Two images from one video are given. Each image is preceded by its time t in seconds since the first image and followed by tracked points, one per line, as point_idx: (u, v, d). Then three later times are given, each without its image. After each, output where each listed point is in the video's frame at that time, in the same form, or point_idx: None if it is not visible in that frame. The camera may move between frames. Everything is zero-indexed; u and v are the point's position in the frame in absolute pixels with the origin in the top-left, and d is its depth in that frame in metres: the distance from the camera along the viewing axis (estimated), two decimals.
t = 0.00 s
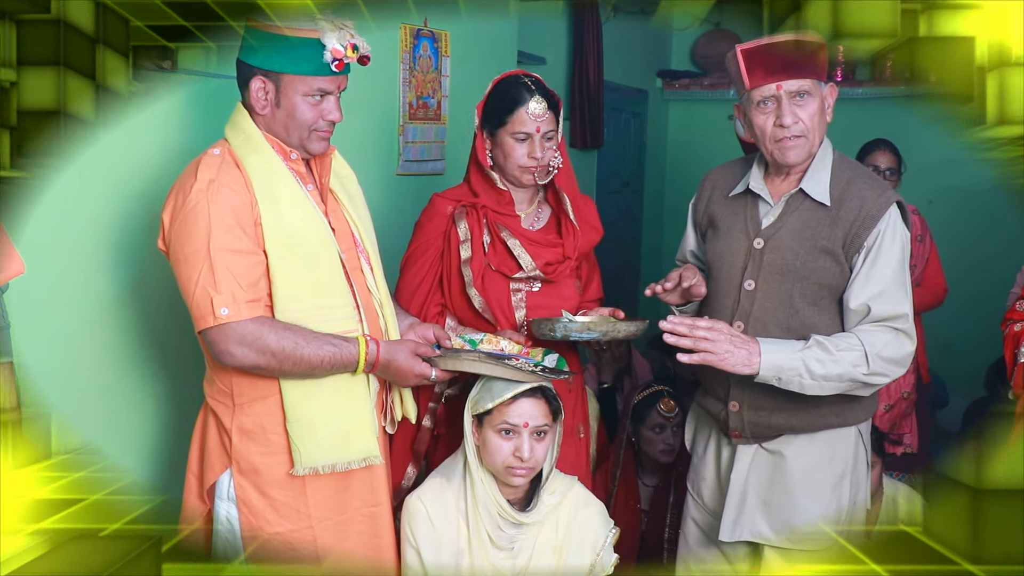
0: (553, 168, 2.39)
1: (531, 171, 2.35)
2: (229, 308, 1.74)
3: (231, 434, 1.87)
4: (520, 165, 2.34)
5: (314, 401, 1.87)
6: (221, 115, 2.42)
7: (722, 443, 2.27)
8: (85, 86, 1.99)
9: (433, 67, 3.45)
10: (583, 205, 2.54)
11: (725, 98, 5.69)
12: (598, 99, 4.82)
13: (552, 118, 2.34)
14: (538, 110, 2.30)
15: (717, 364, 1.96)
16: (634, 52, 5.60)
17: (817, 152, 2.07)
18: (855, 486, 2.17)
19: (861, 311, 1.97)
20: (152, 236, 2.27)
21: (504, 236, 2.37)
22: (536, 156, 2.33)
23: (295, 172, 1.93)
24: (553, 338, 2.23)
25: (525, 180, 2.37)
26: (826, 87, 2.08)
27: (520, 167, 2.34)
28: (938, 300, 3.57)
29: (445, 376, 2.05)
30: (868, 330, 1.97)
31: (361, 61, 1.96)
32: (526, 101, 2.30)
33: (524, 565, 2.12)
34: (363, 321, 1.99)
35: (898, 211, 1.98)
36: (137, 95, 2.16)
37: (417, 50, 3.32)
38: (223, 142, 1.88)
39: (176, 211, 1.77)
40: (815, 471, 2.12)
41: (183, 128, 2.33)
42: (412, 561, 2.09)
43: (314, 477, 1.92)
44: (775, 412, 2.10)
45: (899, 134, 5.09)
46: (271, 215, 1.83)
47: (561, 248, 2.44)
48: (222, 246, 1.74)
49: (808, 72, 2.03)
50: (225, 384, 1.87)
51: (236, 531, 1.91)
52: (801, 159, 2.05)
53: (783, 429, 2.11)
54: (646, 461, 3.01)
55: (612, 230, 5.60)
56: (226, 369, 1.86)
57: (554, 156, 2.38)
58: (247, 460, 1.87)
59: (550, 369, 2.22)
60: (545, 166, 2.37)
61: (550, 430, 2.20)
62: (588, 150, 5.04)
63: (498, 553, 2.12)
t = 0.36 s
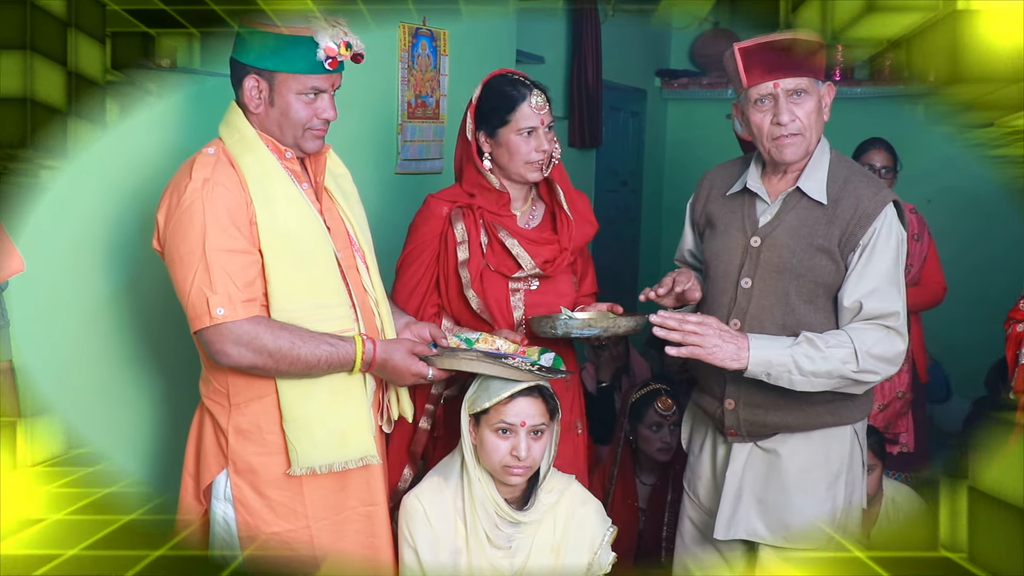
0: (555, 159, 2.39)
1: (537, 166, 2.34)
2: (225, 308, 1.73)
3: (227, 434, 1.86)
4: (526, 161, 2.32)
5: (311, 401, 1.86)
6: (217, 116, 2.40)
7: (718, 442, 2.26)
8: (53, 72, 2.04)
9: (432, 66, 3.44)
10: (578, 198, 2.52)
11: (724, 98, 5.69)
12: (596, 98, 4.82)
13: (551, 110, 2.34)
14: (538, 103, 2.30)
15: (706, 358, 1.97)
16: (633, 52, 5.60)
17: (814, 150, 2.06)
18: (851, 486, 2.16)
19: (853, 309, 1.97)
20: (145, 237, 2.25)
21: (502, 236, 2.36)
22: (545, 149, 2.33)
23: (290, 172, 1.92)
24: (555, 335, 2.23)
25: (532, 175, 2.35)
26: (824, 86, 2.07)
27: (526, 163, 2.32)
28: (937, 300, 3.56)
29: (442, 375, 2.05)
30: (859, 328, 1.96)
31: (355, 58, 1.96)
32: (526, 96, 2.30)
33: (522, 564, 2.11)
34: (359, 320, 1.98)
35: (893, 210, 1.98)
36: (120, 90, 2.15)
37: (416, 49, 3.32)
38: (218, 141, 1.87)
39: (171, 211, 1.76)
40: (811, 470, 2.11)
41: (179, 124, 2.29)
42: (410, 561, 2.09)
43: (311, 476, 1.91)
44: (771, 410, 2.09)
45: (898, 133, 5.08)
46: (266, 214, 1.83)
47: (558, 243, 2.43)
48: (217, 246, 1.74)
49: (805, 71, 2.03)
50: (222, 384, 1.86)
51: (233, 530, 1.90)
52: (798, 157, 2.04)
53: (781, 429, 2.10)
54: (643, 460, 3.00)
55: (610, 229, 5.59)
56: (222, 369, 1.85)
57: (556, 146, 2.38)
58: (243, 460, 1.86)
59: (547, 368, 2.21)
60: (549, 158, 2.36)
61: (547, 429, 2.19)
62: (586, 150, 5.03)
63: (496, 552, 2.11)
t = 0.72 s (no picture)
0: (557, 157, 2.24)
1: (535, 163, 2.21)
2: (222, 307, 1.83)
3: (226, 436, 1.94)
4: (524, 159, 2.20)
5: (309, 401, 1.96)
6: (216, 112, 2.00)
7: (712, 442, 2.23)
8: (18, 55, 2.03)
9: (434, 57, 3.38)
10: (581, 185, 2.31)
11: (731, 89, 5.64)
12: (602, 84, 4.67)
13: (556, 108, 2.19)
14: (537, 102, 2.17)
15: (685, 350, 2.18)
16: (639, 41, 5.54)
17: (808, 147, 2.08)
18: (843, 483, 2.18)
19: (839, 304, 2.05)
20: (142, 237, 2.07)
21: (501, 238, 2.26)
22: (542, 146, 2.20)
23: (288, 171, 1.94)
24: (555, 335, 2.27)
25: (531, 172, 2.23)
26: (819, 84, 2.04)
27: (524, 160, 2.20)
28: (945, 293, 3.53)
29: (440, 374, 2.17)
30: (842, 324, 2.06)
31: (353, 57, 1.98)
32: (524, 95, 2.16)
33: (520, 563, 2.11)
34: (358, 320, 2.05)
35: (885, 207, 2.06)
36: (100, 80, 2.03)
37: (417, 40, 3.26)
38: (215, 140, 1.91)
39: (170, 214, 1.84)
40: (800, 469, 2.16)
41: (178, 120, 2.01)
42: (409, 558, 2.12)
43: (309, 476, 2.01)
44: (766, 404, 2.15)
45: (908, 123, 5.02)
46: (263, 214, 1.88)
47: (558, 240, 2.29)
48: (214, 248, 1.82)
49: (798, 69, 2.02)
50: (220, 384, 1.94)
51: (231, 531, 2.00)
52: (790, 156, 2.07)
53: (775, 420, 2.15)
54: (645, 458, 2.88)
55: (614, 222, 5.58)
56: (221, 368, 1.92)
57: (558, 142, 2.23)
58: (241, 461, 1.94)
59: (545, 367, 2.19)
60: (547, 155, 2.22)
61: (546, 429, 2.13)
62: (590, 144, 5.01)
63: (494, 551, 2.11)
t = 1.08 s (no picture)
0: (557, 161, 2.21)
1: (534, 160, 2.23)
2: (223, 307, 1.86)
3: (229, 435, 1.99)
4: (524, 154, 2.22)
5: (314, 393, 2.01)
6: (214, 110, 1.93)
7: (711, 443, 2.28)
8: None
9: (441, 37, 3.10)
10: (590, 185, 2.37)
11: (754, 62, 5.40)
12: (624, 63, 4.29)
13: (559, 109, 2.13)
14: (542, 102, 2.12)
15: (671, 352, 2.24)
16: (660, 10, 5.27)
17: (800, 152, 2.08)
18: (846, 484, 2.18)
19: (830, 304, 2.04)
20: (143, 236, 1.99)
21: (511, 220, 2.33)
22: (540, 146, 2.19)
23: (289, 169, 1.94)
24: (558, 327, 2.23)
25: (528, 167, 2.24)
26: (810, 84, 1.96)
27: (524, 156, 2.22)
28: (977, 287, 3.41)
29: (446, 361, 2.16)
30: (832, 326, 2.05)
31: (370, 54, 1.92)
32: (529, 94, 2.11)
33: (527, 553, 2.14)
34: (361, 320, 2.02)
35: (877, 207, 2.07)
36: (75, 67, 1.94)
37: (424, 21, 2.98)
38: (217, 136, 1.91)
39: (175, 211, 1.86)
40: (794, 470, 2.19)
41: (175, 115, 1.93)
42: (416, 545, 2.14)
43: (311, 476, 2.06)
44: (760, 401, 2.18)
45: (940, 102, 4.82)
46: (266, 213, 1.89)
47: (569, 231, 2.36)
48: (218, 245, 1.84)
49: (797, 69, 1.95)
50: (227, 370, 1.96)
51: (234, 534, 2.05)
52: (782, 157, 2.07)
53: (777, 418, 2.18)
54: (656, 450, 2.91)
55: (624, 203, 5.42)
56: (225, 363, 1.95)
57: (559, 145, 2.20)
58: (244, 461, 2.00)
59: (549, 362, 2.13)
60: (548, 157, 2.21)
61: (555, 420, 2.14)
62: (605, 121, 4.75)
63: (500, 542, 2.13)
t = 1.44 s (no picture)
0: (559, 163, 2.38)
1: (536, 165, 2.34)
2: (234, 292, 1.75)
3: (233, 421, 1.90)
4: (526, 159, 2.32)
5: (317, 392, 1.90)
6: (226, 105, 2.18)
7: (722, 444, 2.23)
8: None
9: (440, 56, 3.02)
10: (587, 195, 2.55)
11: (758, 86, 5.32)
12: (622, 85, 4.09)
13: (563, 113, 2.31)
14: (548, 105, 2.27)
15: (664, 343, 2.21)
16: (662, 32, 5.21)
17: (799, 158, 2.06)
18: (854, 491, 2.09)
19: (829, 305, 2.00)
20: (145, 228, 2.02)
21: (509, 225, 2.38)
22: (544, 151, 2.32)
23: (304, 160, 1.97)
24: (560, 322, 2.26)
25: (530, 173, 2.36)
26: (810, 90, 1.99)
27: (525, 161, 2.33)
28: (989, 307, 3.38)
29: (447, 364, 2.09)
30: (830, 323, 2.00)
31: (359, 42, 1.93)
32: (536, 96, 2.27)
33: (527, 559, 2.13)
34: (369, 311, 2.03)
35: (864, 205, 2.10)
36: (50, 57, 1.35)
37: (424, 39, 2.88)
38: (236, 128, 1.91)
39: (185, 193, 1.78)
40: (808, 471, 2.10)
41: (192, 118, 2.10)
42: (416, 554, 2.09)
43: (313, 466, 1.96)
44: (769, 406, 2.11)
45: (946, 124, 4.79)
46: (279, 200, 1.85)
47: (567, 237, 2.46)
48: (230, 230, 1.75)
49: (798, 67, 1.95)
50: (229, 368, 1.90)
51: (237, 523, 1.94)
52: (781, 163, 2.06)
53: (777, 423, 2.10)
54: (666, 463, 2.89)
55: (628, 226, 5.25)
56: (230, 354, 1.88)
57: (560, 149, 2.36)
58: (246, 448, 1.90)
59: (554, 360, 2.22)
60: (551, 160, 2.36)
61: (556, 424, 2.19)
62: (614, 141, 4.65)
63: (501, 547, 2.12)
